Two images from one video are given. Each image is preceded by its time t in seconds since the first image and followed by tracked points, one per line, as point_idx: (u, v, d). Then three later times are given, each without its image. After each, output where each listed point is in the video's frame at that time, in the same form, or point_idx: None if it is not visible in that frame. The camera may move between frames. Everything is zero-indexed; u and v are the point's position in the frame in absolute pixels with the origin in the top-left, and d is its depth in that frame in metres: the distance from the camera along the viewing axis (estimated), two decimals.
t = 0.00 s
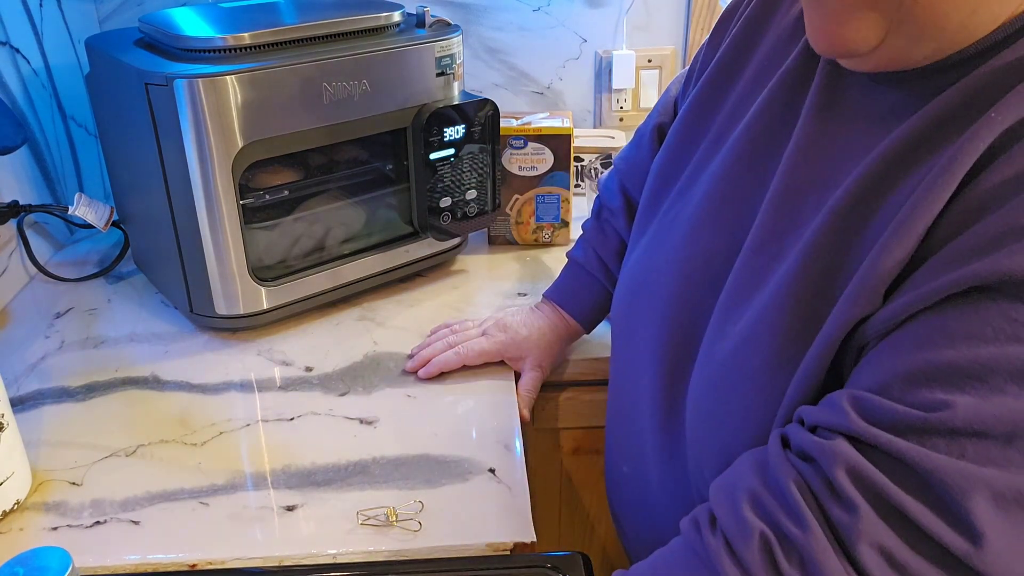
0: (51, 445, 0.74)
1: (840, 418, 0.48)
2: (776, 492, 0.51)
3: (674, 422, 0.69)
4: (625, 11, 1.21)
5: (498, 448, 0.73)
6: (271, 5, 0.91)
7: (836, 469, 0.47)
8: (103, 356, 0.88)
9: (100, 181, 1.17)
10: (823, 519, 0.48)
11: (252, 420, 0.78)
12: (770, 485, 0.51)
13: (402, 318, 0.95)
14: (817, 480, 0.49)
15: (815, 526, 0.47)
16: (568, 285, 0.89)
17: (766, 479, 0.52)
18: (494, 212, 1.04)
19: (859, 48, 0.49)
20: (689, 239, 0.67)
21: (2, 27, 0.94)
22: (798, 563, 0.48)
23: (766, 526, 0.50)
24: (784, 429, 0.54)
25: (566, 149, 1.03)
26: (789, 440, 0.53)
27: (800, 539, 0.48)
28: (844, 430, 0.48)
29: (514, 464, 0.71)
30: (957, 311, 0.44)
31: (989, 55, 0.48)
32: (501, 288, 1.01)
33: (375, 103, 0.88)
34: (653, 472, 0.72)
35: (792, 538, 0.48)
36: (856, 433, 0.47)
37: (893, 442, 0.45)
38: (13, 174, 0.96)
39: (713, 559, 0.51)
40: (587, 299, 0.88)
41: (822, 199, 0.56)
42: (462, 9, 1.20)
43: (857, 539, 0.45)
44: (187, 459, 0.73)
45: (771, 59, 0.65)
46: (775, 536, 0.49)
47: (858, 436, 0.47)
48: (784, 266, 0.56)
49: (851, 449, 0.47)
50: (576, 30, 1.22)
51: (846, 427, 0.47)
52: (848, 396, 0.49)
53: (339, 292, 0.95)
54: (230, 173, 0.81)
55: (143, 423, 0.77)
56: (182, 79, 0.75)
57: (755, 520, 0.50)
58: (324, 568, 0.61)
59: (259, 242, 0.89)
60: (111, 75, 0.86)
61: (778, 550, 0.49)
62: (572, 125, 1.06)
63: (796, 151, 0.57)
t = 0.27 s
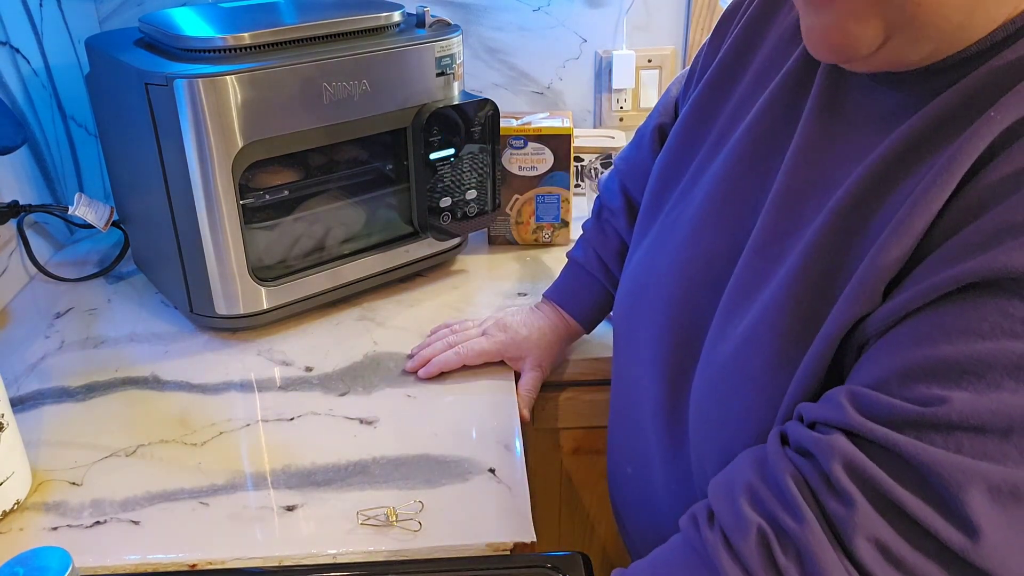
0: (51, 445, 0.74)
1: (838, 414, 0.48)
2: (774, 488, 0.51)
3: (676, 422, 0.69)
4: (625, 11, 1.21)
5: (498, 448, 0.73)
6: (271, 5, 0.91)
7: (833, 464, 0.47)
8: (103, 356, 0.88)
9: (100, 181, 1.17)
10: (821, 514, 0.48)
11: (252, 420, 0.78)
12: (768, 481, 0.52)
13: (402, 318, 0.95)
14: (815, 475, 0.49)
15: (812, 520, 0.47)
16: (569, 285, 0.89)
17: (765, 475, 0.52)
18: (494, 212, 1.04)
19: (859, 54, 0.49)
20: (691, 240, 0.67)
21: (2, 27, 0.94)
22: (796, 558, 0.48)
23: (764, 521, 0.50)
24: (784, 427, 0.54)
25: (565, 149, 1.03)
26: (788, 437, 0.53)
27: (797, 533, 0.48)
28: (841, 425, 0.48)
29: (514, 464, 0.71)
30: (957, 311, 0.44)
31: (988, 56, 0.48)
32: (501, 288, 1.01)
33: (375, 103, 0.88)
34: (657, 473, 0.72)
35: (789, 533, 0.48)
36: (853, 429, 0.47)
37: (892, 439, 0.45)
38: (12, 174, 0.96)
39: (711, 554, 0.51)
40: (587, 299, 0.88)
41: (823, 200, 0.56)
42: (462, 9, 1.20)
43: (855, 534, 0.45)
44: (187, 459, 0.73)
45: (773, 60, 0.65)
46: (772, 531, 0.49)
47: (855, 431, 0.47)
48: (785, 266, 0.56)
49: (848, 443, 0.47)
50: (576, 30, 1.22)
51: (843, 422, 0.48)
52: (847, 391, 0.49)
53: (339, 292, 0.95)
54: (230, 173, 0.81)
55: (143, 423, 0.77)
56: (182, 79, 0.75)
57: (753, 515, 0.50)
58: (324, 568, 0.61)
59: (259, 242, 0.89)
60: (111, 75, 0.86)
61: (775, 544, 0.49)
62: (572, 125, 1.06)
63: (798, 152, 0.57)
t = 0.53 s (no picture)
0: (51, 445, 0.74)
1: (839, 412, 0.48)
2: (774, 486, 0.51)
3: (676, 422, 0.69)
4: (625, 11, 1.21)
5: (498, 448, 0.73)
6: (271, 4, 0.91)
7: (832, 461, 0.47)
8: (103, 356, 0.88)
9: (100, 181, 1.17)
10: (821, 512, 0.48)
11: (252, 420, 0.78)
12: (768, 479, 0.52)
13: (402, 318, 0.95)
14: (815, 473, 0.49)
15: (812, 518, 0.47)
16: (569, 285, 0.89)
17: (765, 473, 0.52)
18: (494, 212, 1.04)
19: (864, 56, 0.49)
20: (692, 240, 0.67)
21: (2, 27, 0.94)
22: (796, 556, 0.48)
23: (763, 519, 0.50)
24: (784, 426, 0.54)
25: (565, 149, 1.03)
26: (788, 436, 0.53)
27: (797, 530, 0.48)
28: (841, 424, 0.48)
29: (514, 464, 0.71)
30: (957, 310, 0.44)
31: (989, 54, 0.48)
32: (501, 288, 1.01)
33: (375, 103, 0.88)
34: (658, 473, 0.72)
35: (789, 530, 0.48)
36: (853, 426, 0.47)
37: (891, 437, 0.45)
38: (13, 174, 0.96)
39: (711, 552, 0.51)
40: (587, 299, 0.88)
41: (823, 200, 0.56)
42: (462, 9, 1.20)
43: (854, 532, 0.45)
44: (187, 459, 0.73)
45: (773, 61, 0.65)
46: (772, 529, 0.49)
47: (855, 429, 0.47)
48: (785, 266, 0.56)
49: (848, 441, 0.47)
50: (576, 30, 1.22)
51: (843, 420, 0.48)
52: (847, 389, 0.49)
53: (339, 292, 0.95)
54: (230, 173, 0.81)
55: (143, 423, 0.77)
56: (182, 79, 0.75)
57: (752, 512, 0.50)
58: (324, 568, 0.61)
59: (259, 242, 0.89)
60: (111, 75, 0.86)
61: (775, 542, 0.49)
62: (572, 125, 1.06)
63: (799, 153, 0.57)
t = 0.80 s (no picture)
0: (51, 445, 0.74)
1: (839, 409, 0.48)
2: (774, 483, 0.51)
3: (677, 421, 0.69)
4: (625, 11, 1.22)
5: (498, 448, 0.73)
6: (271, 5, 0.91)
7: (832, 458, 0.47)
8: (102, 356, 0.88)
9: (100, 181, 1.17)
10: (821, 510, 0.48)
11: (252, 420, 0.78)
12: (768, 476, 0.52)
13: (402, 318, 0.95)
14: (815, 470, 0.49)
15: (811, 515, 0.47)
16: (569, 286, 0.89)
17: (765, 471, 0.52)
18: (494, 212, 1.04)
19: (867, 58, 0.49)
20: (692, 239, 0.67)
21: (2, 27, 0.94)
22: (795, 554, 0.48)
23: (763, 516, 0.50)
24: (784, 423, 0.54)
25: (565, 149, 1.03)
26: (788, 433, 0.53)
27: (796, 527, 0.48)
28: (841, 421, 0.48)
29: (514, 464, 0.71)
30: (957, 307, 0.44)
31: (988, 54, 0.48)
32: (501, 288, 1.01)
33: (375, 103, 0.88)
34: (658, 473, 0.72)
35: (788, 527, 0.48)
36: (852, 423, 0.47)
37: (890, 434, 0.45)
38: (12, 174, 0.96)
39: (711, 550, 0.51)
40: (587, 299, 0.88)
41: (822, 199, 0.56)
42: (462, 9, 1.20)
43: (854, 529, 0.45)
44: (187, 459, 0.73)
45: (772, 60, 0.65)
46: (771, 526, 0.49)
47: (855, 426, 0.47)
48: (784, 266, 0.56)
49: (848, 437, 0.47)
50: (576, 30, 1.22)
51: (843, 417, 0.48)
52: (847, 386, 0.49)
53: (339, 292, 0.95)
54: (230, 173, 0.81)
55: (143, 423, 0.77)
56: (182, 79, 0.75)
57: (752, 510, 0.50)
58: (325, 567, 0.61)
59: (259, 242, 0.89)
60: (111, 75, 0.86)
61: (774, 539, 0.49)
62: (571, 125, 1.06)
63: (799, 152, 0.57)
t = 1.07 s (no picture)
0: (50, 445, 0.74)
1: (838, 403, 0.48)
2: (774, 478, 0.51)
3: (676, 420, 0.69)
4: (625, 11, 1.21)
5: (498, 448, 0.73)
6: (271, 4, 0.91)
7: (832, 453, 0.47)
8: (103, 356, 0.88)
9: (100, 181, 1.17)
10: (820, 504, 0.48)
11: (252, 420, 0.78)
12: (768, 471, 0.52)
13: (402, 318, 0.95)
14: (814, 465, 0.49)
15: (811, 510, 0.47)
16: (569, 285, 0.89)
17: (764, 465, 0.52)
18: (494, 212, 1.04)
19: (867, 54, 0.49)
20: (690, 238, 0.67)
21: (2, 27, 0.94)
22: (794, 550, 0.48)
23: (762, 511, 0.50)
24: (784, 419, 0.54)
25: (565, 149, 1.03)
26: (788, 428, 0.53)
27: (796, 522, 0.48)
28: (841, 415, 0.48)
29: (514, 464, 0.71)
30: (956, 307, 0.44)
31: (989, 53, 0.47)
32: (501, 288, 1.01)
33: (375, 103, 0.88)
34: (658, 472, 0.72)
35: (788, 522, 0.48)
36: (852, 417, 0.47)
37: (891, 428, 0.45)
38: (13, 174, 0.96)
39: (711, 546, 0.51)
40: (587, 299, 0.88)
41: (821, 198, 0.56)
42: (462, 9, 1.20)
43: (853, 524, 0.45)
44: (187, 459, 0.73)
45: (770, 59, 0.65)
46: (770, 521, 0.49)
47: (856, 420, 0.47)
48: (783, 264, 0.56)
49: (848, 432, 0.47)
50: (576, 30, 1.22)
51: (843, 411, 0.48)
52: (847, 380, 0.49)
53: (339, 291, 0.95)
54: (230, 173, 0.81)
55: (143, 423, 0.77)
56: (182, 79, 0.75)
57: (752, 505, 0.50)
58: (325, 568, 0.61)
59: (259, 242, 0.89)
60: (111, 75, 0.86)
61: (773, 534, 0.49)
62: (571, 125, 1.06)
63: (797, 150, 0.57)
